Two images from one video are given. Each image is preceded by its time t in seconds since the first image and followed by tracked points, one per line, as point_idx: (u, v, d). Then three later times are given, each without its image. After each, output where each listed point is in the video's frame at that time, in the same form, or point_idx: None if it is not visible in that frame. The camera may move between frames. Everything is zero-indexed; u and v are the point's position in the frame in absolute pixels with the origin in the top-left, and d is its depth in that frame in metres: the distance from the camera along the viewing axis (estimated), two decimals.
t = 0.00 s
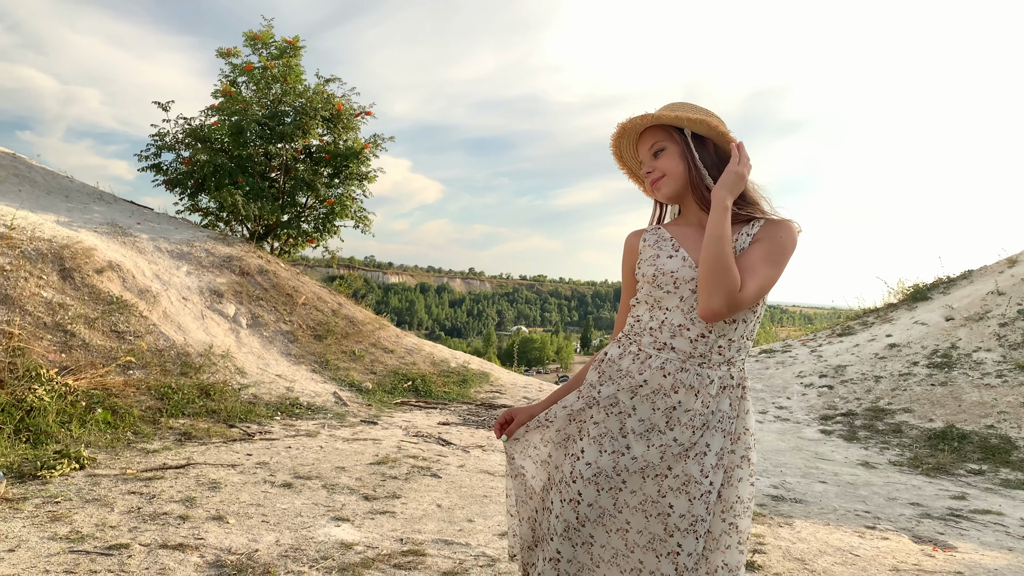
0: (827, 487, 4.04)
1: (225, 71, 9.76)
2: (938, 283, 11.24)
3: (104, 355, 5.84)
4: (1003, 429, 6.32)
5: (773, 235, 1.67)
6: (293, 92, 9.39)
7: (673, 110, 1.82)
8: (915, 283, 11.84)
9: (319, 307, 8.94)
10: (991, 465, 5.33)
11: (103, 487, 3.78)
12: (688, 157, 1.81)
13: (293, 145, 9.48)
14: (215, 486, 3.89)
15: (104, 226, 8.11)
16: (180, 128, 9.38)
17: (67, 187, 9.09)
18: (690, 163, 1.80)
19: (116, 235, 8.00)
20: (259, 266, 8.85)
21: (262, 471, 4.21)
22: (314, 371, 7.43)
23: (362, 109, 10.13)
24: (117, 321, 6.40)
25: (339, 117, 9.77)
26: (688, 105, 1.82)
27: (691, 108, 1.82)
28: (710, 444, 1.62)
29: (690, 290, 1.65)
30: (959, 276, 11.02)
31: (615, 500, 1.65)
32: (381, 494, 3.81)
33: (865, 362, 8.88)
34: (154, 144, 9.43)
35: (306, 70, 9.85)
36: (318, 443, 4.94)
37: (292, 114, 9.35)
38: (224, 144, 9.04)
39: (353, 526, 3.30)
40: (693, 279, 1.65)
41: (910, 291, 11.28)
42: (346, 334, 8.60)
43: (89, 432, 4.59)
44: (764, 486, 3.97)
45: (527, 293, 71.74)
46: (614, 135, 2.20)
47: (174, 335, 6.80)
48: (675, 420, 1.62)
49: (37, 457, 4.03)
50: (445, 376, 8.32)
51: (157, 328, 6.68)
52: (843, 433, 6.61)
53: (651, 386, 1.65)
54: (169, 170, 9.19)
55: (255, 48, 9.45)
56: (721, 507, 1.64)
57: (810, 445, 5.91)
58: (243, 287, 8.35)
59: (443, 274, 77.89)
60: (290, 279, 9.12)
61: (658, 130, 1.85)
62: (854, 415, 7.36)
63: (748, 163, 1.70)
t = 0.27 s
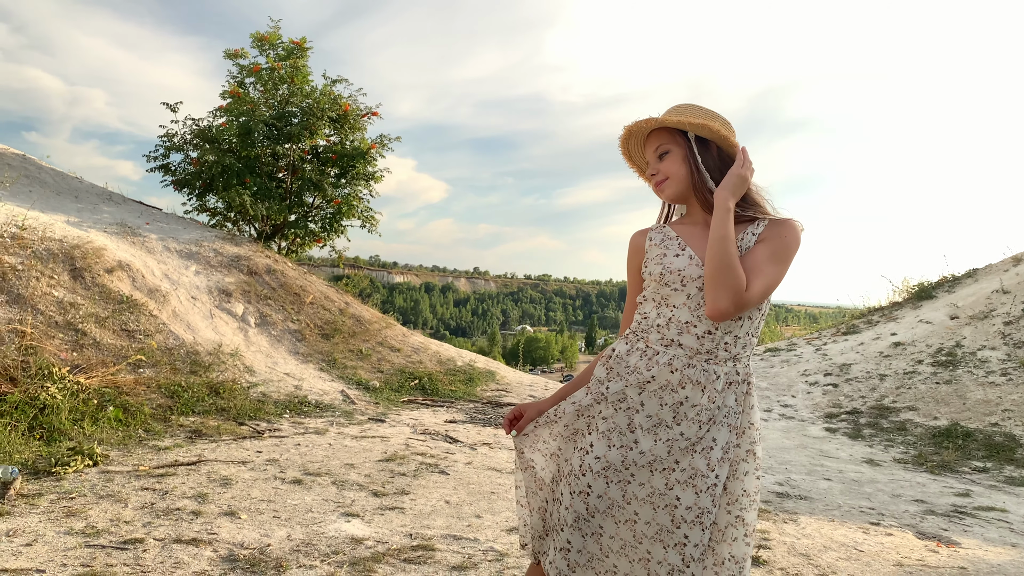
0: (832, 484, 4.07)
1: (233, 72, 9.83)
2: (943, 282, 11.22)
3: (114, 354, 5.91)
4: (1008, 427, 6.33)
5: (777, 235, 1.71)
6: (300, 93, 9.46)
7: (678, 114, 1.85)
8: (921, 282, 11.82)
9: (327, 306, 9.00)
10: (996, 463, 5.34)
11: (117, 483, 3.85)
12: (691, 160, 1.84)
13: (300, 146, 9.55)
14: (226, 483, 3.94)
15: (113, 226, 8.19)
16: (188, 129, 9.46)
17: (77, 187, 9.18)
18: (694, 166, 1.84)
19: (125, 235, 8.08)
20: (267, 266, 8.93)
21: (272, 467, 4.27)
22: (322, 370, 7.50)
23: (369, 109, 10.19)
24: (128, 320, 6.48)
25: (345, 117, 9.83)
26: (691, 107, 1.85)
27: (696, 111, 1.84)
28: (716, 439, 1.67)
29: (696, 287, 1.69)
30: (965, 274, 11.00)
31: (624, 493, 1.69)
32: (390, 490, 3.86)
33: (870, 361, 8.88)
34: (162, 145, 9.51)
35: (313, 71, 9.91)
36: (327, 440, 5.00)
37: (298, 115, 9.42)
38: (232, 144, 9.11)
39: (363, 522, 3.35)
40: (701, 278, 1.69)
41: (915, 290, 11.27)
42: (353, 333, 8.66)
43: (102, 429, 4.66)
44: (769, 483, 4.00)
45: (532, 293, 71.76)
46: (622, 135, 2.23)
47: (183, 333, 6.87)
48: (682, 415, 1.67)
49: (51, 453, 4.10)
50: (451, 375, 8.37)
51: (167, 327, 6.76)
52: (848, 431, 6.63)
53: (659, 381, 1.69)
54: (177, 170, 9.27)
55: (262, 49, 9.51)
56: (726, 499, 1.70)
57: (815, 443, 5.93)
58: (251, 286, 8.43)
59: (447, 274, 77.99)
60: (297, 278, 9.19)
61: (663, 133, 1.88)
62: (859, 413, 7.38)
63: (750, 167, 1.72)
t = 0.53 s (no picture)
0: (834, 480, 4.10)
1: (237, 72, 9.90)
2: (945, 280, 11.22)
3: (122, 352, 5.97)
4: (1010, 424, 6.35)
5: (778, 235, 1.75)
6: (305, 93, 9.50)
7: (682, 114, 1.88)
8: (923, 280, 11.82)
9: (332, 305, 9.06)
10: (997, 460, 5.37)
11: (127, 479, 3.90)
12: (694, 160, 1.88)
13: (305, 146, 9.61)
14: (235, 479, 4.00)
15: (120, 226, 8.26)
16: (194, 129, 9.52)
17: (83, 187, 9.25)
18: (696, 166, 1.88)
19: (132, 235, 8.14)
20: (272, 265, 8.99)
21: (280, 464, 4.32)
22: (327, 368, 7.55)
23: (373, 109, 10.24)
24: (135, 319, 6.54)
25: (350, 117, 9.89)
26: (695, 109, 1.88)
27: (699, 113, 1.87)
28: (717, 431, 1.71)
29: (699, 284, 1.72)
30: (967, 273, 11.00)
31: (628, 484, 1.73)
32: (396, 486, 3.91)
33: (872, 359, 8.90)
34: (168, 145, 9.57)
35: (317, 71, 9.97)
36: (333, 438, 5.05)
37: (303, 115, 9.48)
38: (237, 144, 9.17)
39: (370, 517, 3.40)
40: (703, 275, 1.72)
41: (917, 288, 11.28)
42: (358, 332, 8.71)
43: (111, 427, 4.72)
44: (771, 479, 4.04)
45: (534, 292, 71.79)
46: (626, 134, 2.26)
47: (190, 332, 6.93)
48: (684, 408, 1.71)
49: (62, 450, 4.16)
50: (455, 373, 8.42)
51: (174, 325, 6.82)
52: (850, 428, 6.66)
53: (662, 375, 1.73)
54: (182, 170, 9.33)
55: (266, 49, 9.57)
56: (726, 489, 1.74)
57: (817, 440, 5.96)
58: (257, 285, 8.49)
59: (450, 273, 78.08)
60: (302, 277, 9.25)
61: (666, 133, 1.92)
62: (861, 411, 7.40)
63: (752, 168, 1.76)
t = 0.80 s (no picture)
0: (834, 477, 4.13)
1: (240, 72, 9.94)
2: (946, 278, 11.22)
3: (127, 350, 6.01)
4: (1010, 421, 6.36)
5: (768, 238, 1.79)
6: (307, 93, 9.52)
7: (682, 113, 1.89)
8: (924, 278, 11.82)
9: (335, 303, 9.11)
10: (998, 457, 5.38)
11: (134, 476, 3.94)
12: (691, 160, 1.90)
13: (308, 145, 9.65)
14: (240, 475, 4.03)
15: (124, 225, 8.31)
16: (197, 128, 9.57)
17: (88, 187, 9.30)
18: (693, 165, 1.90)
19: (136, 234, 8.19)
20: (276, 264, 9.03)
21: (284, 461, 4.36)
22: (331, 366, 7.59)
23: (375, 108, 10.28)
24: (140, 317, 6.59)
25: (352, 117, 9.92)
26: (695, 108, 1.90)
27: (699, 113, 1.89)
28: (707, 426, 1.72)
29: (683, 279, 1.76)
30: (968, 270, 11.00)
31: (626, 484, 1.75)
32: (400, 482, 3.95)
33: (873, 356, 8.92)
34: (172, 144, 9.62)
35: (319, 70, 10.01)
36: (337, 435, 5.09)
37: (306, 114, 9.52)
38: (240, 144, 9.22)
39: (374, 512, 3.44)
40: (687, 270, 1.76)
41: (919, 286, 11.28)
42: (361, 330, 8.75)
43: (117, 424, 4.76)
44: (772, 475, 4.07)
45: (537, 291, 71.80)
46: (625, 128, 2.27)
47: (195, 331, 6.98)
48: (671, 401, 1.74)
49: (69, 447, 4.20)
50: (458, 371, 8.46)
51: (178, 324, 6.86)
52: (851, 425, 6.68)
53: (648, 369, 1.77)
54: (186, 170, 9.38)
55: (269, 49, 9.61)
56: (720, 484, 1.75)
57: (819, 437, 5.98)
58: (260, 284, 8.54)
59: (452, 272, 78.15)
60: (306, 276, 9.30)
61: (665, 130, 1.93)
62: (862, 408, 7.42)
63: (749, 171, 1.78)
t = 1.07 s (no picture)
0: (834, 472, 4.15)
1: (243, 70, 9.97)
2: (947, 275, 11.21)
3: (132, 347, 6.05)
4: (1011, 417, 6.37)
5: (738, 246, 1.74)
6: (310, 91, 9.61)
7: (676, 108, 1.88)
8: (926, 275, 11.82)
9: (337, 301, 9.14)
10: (998, 453, 5.40)
11: (139, 470, 3.98)
12: (676, 158, 1.91)
13: (310, 143, 9.69)
14: (244, 470, 4.07)
15: (128, 223, 8.35)
16: (200, 127, 9.61)
17: (91, 185, 9.34)
18: (678, 164, 1.90)
19: (140, 232, 8.23)
20: (279, 261, 9.07)
21: (288, 456, 4.39)
22: (334, 363, 7.63)
23: (377, 106, 10.30)
24: (144, 314, 6.63)
25: (355, 115, 9.95)
26: (693, 106, 1.89)
27: (695, 113, 1.89)
28: (671, 415, 1.75)
29: (632, 270, 1.92)
30: (969, 267, 10.99)
31: (620, 482, 1.83)
32: (402, 477, 3.98)
33: (874, 353, 8.93)
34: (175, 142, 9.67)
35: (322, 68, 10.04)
36: (340, 430, 5.12)
37: (308, 112, 9.55)
38: (243, 142, 9.25)
39: (377, 506, 3.47)
40: (638, 263, 1.91)
41: (919, 284, 11.28)
42: (363, 327, 8.79)
43: (121, 420, 4.80)
44: (772, 471, 4.09)
45: (539, 289, 71.82)
46: (613, 111, 2.25)
47: (198, 328, 7.02)
48: (634, 392, 1.82)
49: (74, 442, 4.23)
50: (460, 368, 8.49)
51: (182, 320, 6.90)
52: (851, 422, 6.70)
53: (614, 361, 1.90)
54: (189, 168, 9.43)
55: (272, 47, 9.64)
56: (699, 476, 1.74)
57: (819, 433, 6.00)
58: (263, 281, 8.58)
59: (455, 270, 78.22)
60: (309, 273, 9.33)
61: (656, 121, 1.92)
62: (863, 405, 7.44)
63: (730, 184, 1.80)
